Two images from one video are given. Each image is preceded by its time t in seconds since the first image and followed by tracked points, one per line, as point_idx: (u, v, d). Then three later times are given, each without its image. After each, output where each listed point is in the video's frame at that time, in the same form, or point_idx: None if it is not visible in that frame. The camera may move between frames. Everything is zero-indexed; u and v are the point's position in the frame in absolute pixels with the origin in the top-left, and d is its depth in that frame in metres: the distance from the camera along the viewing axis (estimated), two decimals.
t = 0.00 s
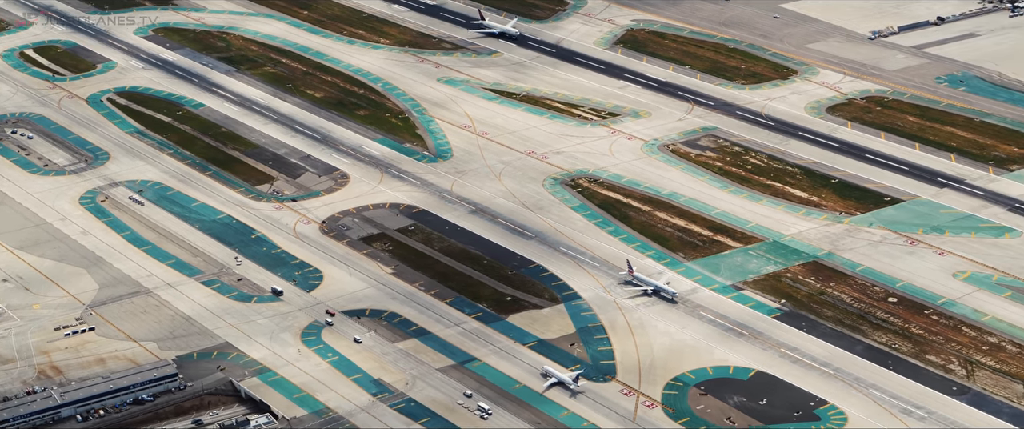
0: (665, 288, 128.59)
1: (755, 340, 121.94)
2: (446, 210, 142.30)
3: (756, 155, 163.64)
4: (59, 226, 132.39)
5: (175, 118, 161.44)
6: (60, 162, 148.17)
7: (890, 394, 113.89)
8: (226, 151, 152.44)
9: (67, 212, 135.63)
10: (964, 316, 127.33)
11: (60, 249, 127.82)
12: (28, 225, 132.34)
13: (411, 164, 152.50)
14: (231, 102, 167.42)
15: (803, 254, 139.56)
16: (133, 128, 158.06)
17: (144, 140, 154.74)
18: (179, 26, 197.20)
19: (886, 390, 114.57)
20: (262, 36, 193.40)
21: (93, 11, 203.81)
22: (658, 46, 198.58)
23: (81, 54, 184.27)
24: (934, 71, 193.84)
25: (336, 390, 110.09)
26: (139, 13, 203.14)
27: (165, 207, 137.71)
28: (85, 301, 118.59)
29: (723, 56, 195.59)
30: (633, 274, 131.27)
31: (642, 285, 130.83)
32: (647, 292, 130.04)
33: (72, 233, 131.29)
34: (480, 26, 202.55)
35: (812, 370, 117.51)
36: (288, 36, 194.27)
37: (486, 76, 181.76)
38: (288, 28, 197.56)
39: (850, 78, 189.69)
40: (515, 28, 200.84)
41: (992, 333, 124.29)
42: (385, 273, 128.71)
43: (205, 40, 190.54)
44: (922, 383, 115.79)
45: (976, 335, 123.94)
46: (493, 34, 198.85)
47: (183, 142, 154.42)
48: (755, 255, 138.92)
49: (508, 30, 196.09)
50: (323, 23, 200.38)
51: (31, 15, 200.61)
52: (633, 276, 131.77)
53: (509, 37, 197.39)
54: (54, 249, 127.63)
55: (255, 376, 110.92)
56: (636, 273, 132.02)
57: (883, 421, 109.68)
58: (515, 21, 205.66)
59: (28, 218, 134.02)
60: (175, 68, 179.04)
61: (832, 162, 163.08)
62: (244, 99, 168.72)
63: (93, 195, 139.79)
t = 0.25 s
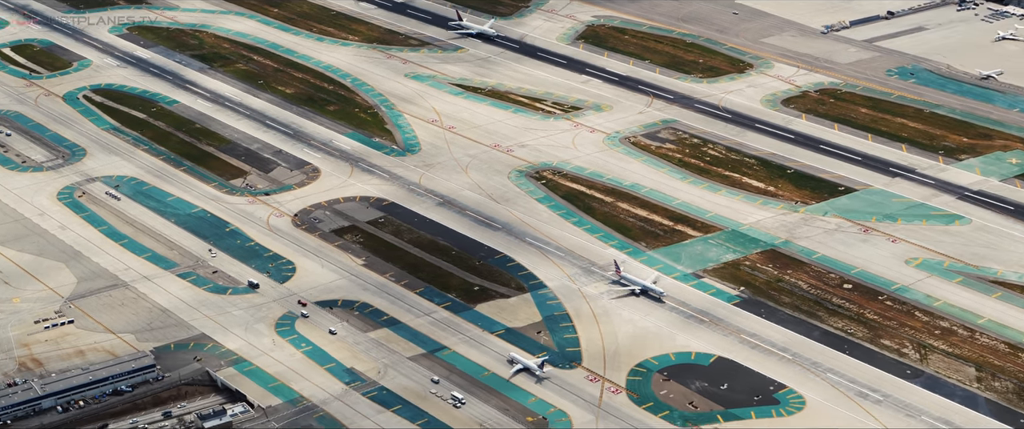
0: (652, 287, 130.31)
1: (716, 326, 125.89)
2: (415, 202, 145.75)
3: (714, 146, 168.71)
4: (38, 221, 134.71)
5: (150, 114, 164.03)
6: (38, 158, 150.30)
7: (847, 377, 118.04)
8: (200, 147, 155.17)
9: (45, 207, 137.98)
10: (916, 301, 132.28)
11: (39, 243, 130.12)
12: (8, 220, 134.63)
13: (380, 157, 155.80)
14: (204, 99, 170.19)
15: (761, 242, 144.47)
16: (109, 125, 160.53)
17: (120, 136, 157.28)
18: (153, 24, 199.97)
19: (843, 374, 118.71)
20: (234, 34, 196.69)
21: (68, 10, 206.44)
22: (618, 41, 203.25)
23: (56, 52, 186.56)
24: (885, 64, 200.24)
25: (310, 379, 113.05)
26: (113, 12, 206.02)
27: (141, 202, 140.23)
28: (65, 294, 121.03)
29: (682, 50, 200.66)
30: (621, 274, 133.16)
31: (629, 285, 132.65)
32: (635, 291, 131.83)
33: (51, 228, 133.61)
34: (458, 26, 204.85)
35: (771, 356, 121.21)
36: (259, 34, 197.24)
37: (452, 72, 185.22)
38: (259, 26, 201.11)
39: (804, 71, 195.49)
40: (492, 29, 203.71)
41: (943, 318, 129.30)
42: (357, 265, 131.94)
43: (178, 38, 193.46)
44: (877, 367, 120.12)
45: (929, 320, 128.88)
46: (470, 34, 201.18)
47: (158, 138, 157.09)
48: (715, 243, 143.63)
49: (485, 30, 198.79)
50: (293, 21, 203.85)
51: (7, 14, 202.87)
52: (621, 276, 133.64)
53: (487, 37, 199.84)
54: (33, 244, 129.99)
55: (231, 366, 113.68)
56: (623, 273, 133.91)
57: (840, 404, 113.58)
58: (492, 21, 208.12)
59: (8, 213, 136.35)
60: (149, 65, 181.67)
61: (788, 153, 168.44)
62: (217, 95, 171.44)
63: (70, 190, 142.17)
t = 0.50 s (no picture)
0: (641, 291, 132.34)
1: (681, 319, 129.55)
2: (386, 200, 149.07)
3: (675, 143, 173.40)
4: (17, 223, 137.51)
5: (124, 117, 167.33)
6: (15, 160, 153.20)
7: (807, 367, 121.79)
8: (174, 148, 158.39)
9: (23, 209, 140.80)
10: (873, 292, 136.64)
11: (18, 244, 132.91)
12: None
13: (351, 157, 158.99)
14: (178, 101, 173.62)
15: (721, 236, 148.86)
16: (85, 127, 163.66)
17: (96, 138, 160.38)
18: (126, 28, 203.76)
19: (803, 363, 122.46)
20: (206, 37, 200.21)
21: (43, 14, 210.13)
22: (581, 41, 207.67)
23: (32, 56, 190.02)
24: (840, 62, 206.24)
25: (285, 375, 115.57)
26: (87, 16, 209.85)
27: (117, 203, 143.08)
28: (44, 294, 123.59)
29: (642, 50, 205.43)
30: (610, 278, 135.04)
31: (618, 289, 134.47)
32: (623, 295, 133.67)
33: (29, 229, 136.46)
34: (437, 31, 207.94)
35: (733, 346, 125.01)
36: (231, 36, 200.65)
37: (420, 73, 188.64)
38: (231, 29, 204.48)
39: (761, 70, 200.84)
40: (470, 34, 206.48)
41: (899, 308, 133.61)
42: (329, 262, 134.86)
43: (151, 41, 197.12)
44: (836, 357, 124.01)
45: (885, 310, 133.11)
46: (449, 39, 204.37)
47: (133, 139, 160.29)
48: (677, 238, 147.88)
49: (464, 37, 201.59)
50: (264, 23, 207.47)
51: None
52: (609, 281, 135.30)
53: (465, 41, 202.92)
54: (13, 244, 132.82)
55: (208, 363, 116.03)
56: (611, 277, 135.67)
57: (800, 393, 117.32)
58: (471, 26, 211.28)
59: None
60: (123, 68, 185.20)
61: (747, 149, 173.32)
62: (190, 98, 174.86)
63: (47, 192, 145.05)
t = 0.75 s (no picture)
0: (631, 299, 133.07)
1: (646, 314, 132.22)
2: (355, 202, 152.75)
3: (636, 143, 177.97)
4: None
5: (96, 123, 172.40)
6: None
7: (768, 360, 124.65)
8: (146, 153, 163.14)
9: None
10: (829, 285, 140.33)
11: None
12: None
13: (320, 160, 163.30)
14: (149, 107, 178.89)
15: (682, 233, 152.53)
16: (58, 134, 168.49)
17: (69, 145, 165.03)
18: (97, 36, 210.01)
19: (764, 356, 125.37)
20: (176, 44, 206.77)
21: (16, 24, 216.17)
22: (542, 44, 212.68)
23: (5, 65, 195.39)
24: (794, 62, 212.21)
25: (259, 375, 117.50)
26: (59, 25, 215.76)
27: (91, 207, 147.29)
28: (20, 298, 126.80)
29: (602, 52, 210.15)
30: (599, 286, 135.32)
31: (607, 297, 134.91)
32: (612, 303, 134.25)
33: (6, 234, 140.27)
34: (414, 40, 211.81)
35: (696, 340, 127.80)
36: (200, 43, 207.17)
37: (386, 77, 194.74)
38: (200, 36, 211.11)
39: (717, 70, 206.20)
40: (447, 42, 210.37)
41: (856, 300, 137.19)
42: (301, 263, 137.87)
43: (122, 49, 203.41)
44: (796, 349, 127.22)
45: (842, 303, 136.58)
46: (426, 48, 208.20)
47: (105, 145, 165.02)
48: (639, 236, 151.36)
49: (441, 45, 205.44)
50: (232, 30, 214.17)
51: None
52: (598, 288, 135.83)
53: (442, 50, 206.80)
54: None
55: (183, 364, 118.12)
56: (600, 285, 135.98)
57: (762, 385, 120.05)
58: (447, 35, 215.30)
59: None
60: (95, 76, 190.76)
61: (706, 148, 177.85)
62: (161, 104, 180.16)
63: (22, 198, 149.25)
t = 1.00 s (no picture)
0: (625, 305, 133.09)
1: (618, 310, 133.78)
2: (328, 204, 155.62)
3: (603, 142, 181.37)
4: None
5: (71, 130, 175.47)
6: None
7: (737, 353, 126.65)
8: (121, 159, 166.27)
9: None
10: (795, 279, 142.77)
11: None
12: None
13: (292, 164, 166.48)
14: (123, 113, 182.08)
15: (651, 230, 154.97)
16: (33, 142, 171.41)
17: (45, 152, 168.00)
18: (70, 44, 213.38)
19: (733, 350, 127.29)
20: (148, 51, 210.41)
21: None
22: (509, 46, 216.55)
23: None
24: (756, 61, 216.80)
25: (237, 376, 119.17)
26: (32, 34, 218.92)
27: (68, 214, 150.01)
28: None
29: (568, 54, 214.11)
30: (593, 293, 135.39)
31: (601, 304, 134.92)
32: (607, 310, 134.21)
33: None
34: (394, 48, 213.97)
35: (665, 335, 129.88)
36: (173, 50, 210.95)
37: (356, 81, 198.33)
38: (173, 43, 214.89)
39: (681, 70, 210.35)
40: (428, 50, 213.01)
41: (821, 293, 139.73)
42: (276, 265, 140.26)
43: (95, 57, 206.82)
44: (763, 342, 129.17)
45: (808, 296, 139.06)
46: (407, 55, 210.37)
47: (81, 152, 168.04)
48: (608, 233, 153.63)
49: (421, 52, 208.21)
50: (204, 37, 217.94)
51: None
52: (591, 295, 135.79)
53: (423, 57, 208.99)
54: None
55: (162, 367, 119.84)
56: (594, 292, 135.99)
57: (730, 378, 122.02)
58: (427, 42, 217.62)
59: None
60: (69, 84, 193.94)
61: (673, 147, 181.31)
62: (135, 111, 183.37)
63: None
